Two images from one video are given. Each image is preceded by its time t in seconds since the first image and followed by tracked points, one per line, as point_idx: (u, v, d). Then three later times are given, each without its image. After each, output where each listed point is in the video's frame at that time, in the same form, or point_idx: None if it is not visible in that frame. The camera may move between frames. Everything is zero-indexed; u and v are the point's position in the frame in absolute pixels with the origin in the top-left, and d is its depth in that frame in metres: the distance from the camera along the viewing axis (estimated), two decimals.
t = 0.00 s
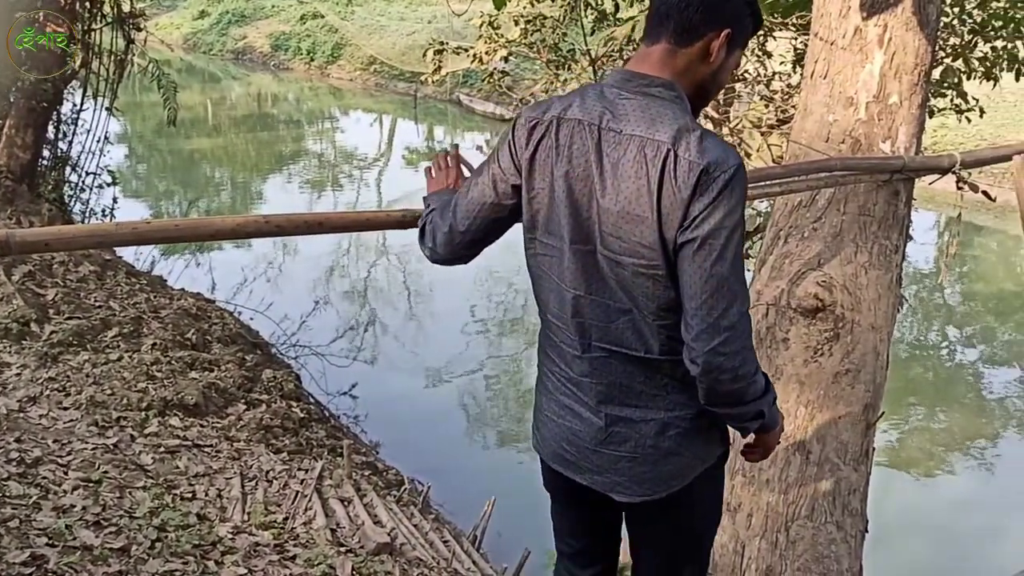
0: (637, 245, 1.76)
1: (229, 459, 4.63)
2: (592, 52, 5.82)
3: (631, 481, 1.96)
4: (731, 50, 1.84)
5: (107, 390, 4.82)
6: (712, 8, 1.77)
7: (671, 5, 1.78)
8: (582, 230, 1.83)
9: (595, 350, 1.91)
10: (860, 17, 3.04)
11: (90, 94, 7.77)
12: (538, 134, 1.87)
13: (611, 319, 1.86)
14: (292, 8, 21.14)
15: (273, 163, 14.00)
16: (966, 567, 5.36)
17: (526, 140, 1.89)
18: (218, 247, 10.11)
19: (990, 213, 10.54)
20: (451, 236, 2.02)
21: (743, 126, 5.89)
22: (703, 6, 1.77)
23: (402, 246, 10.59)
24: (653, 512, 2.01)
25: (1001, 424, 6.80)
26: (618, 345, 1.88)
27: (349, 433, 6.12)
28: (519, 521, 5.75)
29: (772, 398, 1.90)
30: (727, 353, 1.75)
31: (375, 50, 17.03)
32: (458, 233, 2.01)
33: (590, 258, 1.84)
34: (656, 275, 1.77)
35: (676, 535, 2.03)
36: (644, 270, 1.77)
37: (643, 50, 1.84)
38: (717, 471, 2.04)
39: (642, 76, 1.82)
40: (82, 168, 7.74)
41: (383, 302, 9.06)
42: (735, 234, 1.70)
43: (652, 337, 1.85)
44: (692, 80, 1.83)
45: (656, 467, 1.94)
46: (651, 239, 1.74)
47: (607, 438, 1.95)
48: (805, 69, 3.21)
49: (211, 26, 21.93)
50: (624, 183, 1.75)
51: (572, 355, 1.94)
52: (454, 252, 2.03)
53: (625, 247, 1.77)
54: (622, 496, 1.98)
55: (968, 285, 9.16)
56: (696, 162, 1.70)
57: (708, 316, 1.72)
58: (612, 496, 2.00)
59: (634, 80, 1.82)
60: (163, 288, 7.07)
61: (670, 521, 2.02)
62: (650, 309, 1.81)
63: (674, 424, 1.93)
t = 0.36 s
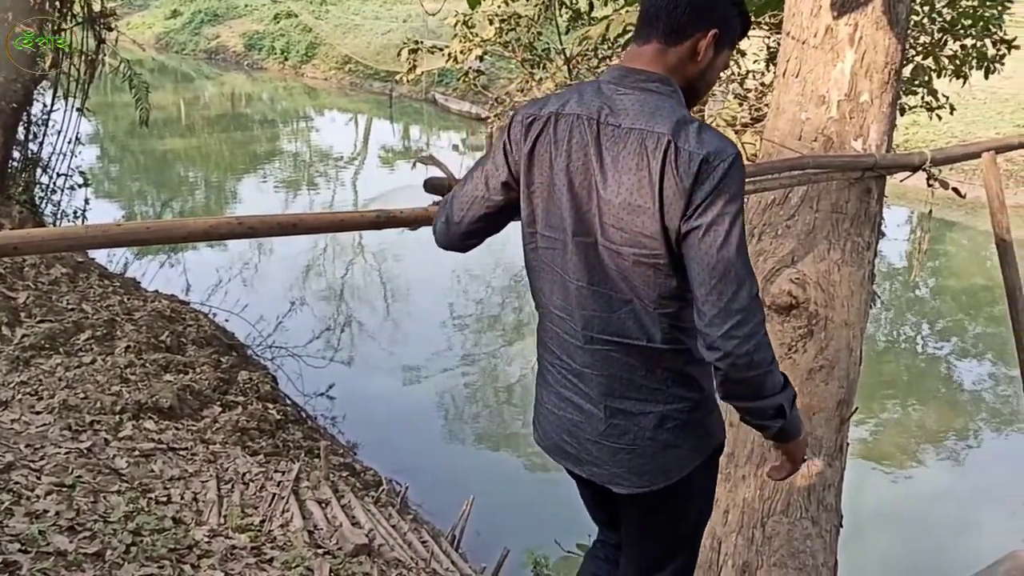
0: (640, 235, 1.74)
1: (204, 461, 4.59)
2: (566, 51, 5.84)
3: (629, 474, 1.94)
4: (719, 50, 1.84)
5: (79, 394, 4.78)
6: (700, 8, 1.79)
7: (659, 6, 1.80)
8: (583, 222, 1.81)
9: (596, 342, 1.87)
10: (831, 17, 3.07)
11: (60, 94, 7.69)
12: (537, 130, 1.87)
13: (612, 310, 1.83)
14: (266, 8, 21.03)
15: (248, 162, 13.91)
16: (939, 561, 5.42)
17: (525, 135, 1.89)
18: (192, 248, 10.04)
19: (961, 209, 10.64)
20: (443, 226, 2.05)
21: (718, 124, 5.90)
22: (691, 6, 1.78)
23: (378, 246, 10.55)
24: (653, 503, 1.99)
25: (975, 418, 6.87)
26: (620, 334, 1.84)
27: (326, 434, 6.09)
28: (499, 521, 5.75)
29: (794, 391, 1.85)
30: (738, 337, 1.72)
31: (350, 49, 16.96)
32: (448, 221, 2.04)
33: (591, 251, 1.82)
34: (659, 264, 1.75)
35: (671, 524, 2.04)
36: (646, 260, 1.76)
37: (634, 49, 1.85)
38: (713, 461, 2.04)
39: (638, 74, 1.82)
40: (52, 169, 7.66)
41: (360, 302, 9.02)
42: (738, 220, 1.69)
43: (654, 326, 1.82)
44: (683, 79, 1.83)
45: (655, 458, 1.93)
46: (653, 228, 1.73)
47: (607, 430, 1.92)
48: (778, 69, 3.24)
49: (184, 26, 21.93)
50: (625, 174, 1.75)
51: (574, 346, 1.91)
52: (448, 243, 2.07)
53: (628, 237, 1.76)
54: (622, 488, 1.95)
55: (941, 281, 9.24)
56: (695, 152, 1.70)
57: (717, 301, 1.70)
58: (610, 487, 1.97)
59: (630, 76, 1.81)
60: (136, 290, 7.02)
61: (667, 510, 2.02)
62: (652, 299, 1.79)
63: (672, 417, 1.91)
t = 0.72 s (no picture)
0: (626, 222, 1.78)
1: (183, 464, 4.57)
2: (544, 49, 5.82)
3: (615, 464, 1.99)
4: (701, 45, 1.88)
5: (55, 398, 4.74)
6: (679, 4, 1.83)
7: (640, 3, 1.85)
8: (572, 211, 1.86)
9: (587, 329, 1.91)
10: (805, 15, 3.11)
11: (33, 95, 7.61)
12: (529, 126, 1.93)
13: (601, 296, 1.86)
14: (242, 7, 20.93)
15: (225, 163, 13.85)
16: (916, 552, 5.48)
17: (519, 130, 1.95)
18: (169, 250, 9.99)
19: (936, 205, 10.74)
20: (450, 222, 2.13)
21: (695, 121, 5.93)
22: (670, 3, 1.83)
23: (356, 245, 10.51)
24: (640, 494, 2.04)
25: (951, 412, 6.93)
26: (610, 319, 1.87)
27: (307, 436, 6.08)
28: (480, 519, 5.76)
29: (807, 368, 1.83)
30: (734, 314, 1.70)
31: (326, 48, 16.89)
32: (453, 218, 2.12)
33: (581, 239, 1.86)
34: (649, 250, 1.78)
35: (661, 516, 2.07)
36: (633, 245, 1.78)
37: (618, 45, 1.89)
38: (706, 452, 2.06)
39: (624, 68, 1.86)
40: (25, 172, 7.59)
41: (339, 303, 8.99)
42: (724, 201, 1.69)
43: (643, 311, 1.84)
44: (667, 74, 1.87)
45: (643, 447, 1.96)
46: (637, 215, 1.76)
47: (596, 419, 1.97)
48: (752, 67, 3.27)
49: (158, 26, 22.26)
50: (610, 163, 1.79)
51: (563, 333, 1.96)
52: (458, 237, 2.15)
53: (614, 224, 1.79)
54: (612, 477, 2.00)
55: (916, 276, 9.32)
56: (676, 140, 1.71)
57: (710, 280, 1.69)
58: (602, 476, 2.02)
59: (616, 70, 1.85)
60: (112, 293, 6.97)
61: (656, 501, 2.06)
62: (641, 285, 1.81)
63: (662, 406, 1.93)
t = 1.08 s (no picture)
0: (606, 220, 1.77)
1: (155, 468, 4.53)
2: (515, 49, 5.80)
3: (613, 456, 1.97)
4: (683, 50, 1.88)
5: (24, 404, 4.70)
6: (660, 7, 1.81)
7: (623, 8, 1.83)
8: (557, 212, 1.86)
9: (575, 325, 1.90)
10: (774, 14, 3.11)
11: None
12: (515, 131, 1.93)
13: (587, 292, 1.85)
14: (212, 7, 20.80)
15: (195, 163, 13.75)
16: (888, 547, 5.52)
17: (506, 135, 1.94)
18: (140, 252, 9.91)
19: (904, 202, 10.85)
20: (441, 236, 2.12)
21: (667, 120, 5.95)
22: (652, 7, 1.81)
23: (329, 246, 10.46)
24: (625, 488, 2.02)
25: (921, 406, 7.00)
26: (600, 316, 1.86)
27: (281, 439, 6.04)
28: (457, 520, 5.75)
29: (776, 358, 1.76)
30: (694, 303, 1.66)
31: (298, 48, 16.79)
32: (446, 229, 2.11)
33: (568, 239, 1.85)
34: (629, 246, 1.77)
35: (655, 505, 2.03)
36: (615, 243, 1.78)
37: (602, 50, 1.88)
38: (705, 440, 2.01)
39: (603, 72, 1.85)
40: None
41: (313, 304, 8.94)
42: (692, 192, 1.68)
43: (628, 306, 1.82)
44: (649, 78, 1.86)
45: (637, 437, 1.93)
46: (615, 211, 1.75)
47: (591, 409, 1.96)
48: (723, 66, 3.28)
49: (127, 26, 22.10)
50: (588, 162, 1.78)
51: (556, 331, 1.96)
52: (450, 250, 2.13)
53: (596, 223, 1.79)
54: (610, 466, 1.98)
55: (886, 272, 9.42)
56: (644, 136, 1.70)
57: (673, 270, 1.66)
58: (601, 465, 2.00)
59: (596, 73, 1.85)
60: (82, 296, 6.90)
61: (650, 493, 2.01)
62: (626, 282, 1.80)
63: (654, 396, 1.90)
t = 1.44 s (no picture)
0: (606, 222, 1.84)
1: (130, 474, 4.49)
2: (492, 50, 5.75)
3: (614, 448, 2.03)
4: (675, 54, 1.94)
5: None
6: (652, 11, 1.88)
7: (618, 13, 1.89)
8: (557, 215, 1.92)
9: (575, 322, 1.97)
10: (748, 17, 3.12)
11: None
12: (516, 135, 1.97)
13: (586, 290, 1.93)
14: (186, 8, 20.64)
15: (171, 166, 13.64)
16: (865, 545, 5.54)
17: (508, 139, 1.97)
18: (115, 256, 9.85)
19: (879, 201, 10.95)
20: (442, 241, 2.13)
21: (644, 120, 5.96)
22: (645, 14, 1.88)
23: (307, 247, 10.41)
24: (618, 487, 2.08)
25: (896, 403, 7.07)
26: (600, 314, 1.93)
27: (258, 442, 6.00)
28: (437, 523, 5.74)
29: (755, 358, 1.82)
30: (680, 302, 1.73)
31: (274, 49, 16.70)
32: (451, 233, 2.11)
33: (568, 240, 1.92)
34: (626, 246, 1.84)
35: (655, 500, 2.08)
36: (615, 243, 1.85)
37: (599, 55, 1.94)
38: (702, 434, 2.07)
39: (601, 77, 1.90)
40: None
41: (291, 306, 8.91)
42: (683, 192, 1.74)
43: (625, 303, 1.90)
44: (644, 81, 1.92)
45: (637, 429, 1.99)
46: (613, 211, 1.83)
47: (591, 403, 2.02)
48: (700, 67, 3.29)
49: (100, 27, 21.94)
50: (586, 165, 1.84)
51: (557, 328, 2.02)
52: (451, 255, 2.13)
53: (594, 223, 1.86)
54: (611, 458, 2.04)
55: (861, 270, 9.49)
56: (640, 140, 1.77)
57: (662, 270, 1.74)
58: (605, 457, 2.06)
59: (593, 78, 1.90)
60: (56, 301, 6.84)
61: (649, 489, 2.07)
62: (624, 281, 1.87)
63: (653, 389, 1.97)
